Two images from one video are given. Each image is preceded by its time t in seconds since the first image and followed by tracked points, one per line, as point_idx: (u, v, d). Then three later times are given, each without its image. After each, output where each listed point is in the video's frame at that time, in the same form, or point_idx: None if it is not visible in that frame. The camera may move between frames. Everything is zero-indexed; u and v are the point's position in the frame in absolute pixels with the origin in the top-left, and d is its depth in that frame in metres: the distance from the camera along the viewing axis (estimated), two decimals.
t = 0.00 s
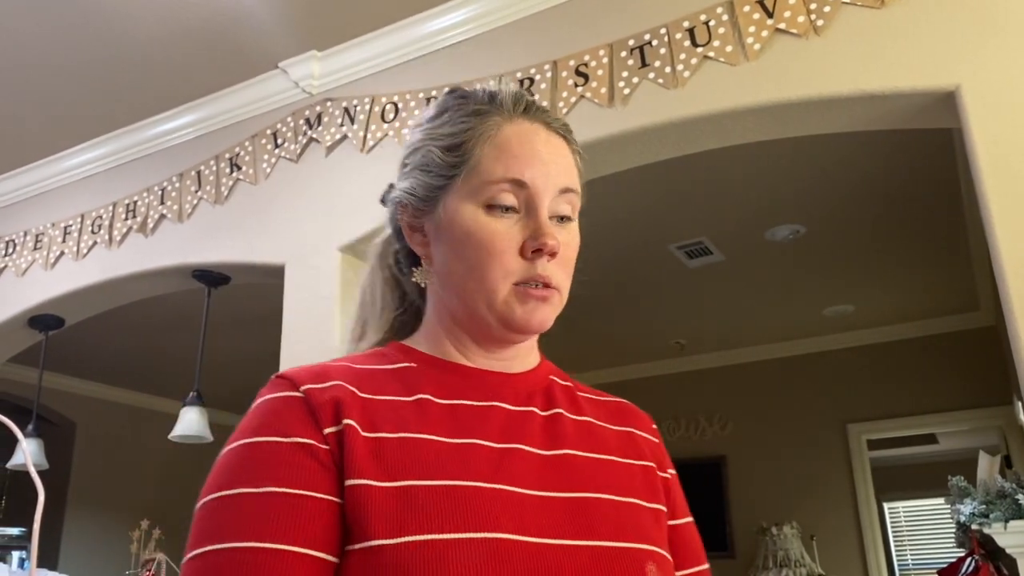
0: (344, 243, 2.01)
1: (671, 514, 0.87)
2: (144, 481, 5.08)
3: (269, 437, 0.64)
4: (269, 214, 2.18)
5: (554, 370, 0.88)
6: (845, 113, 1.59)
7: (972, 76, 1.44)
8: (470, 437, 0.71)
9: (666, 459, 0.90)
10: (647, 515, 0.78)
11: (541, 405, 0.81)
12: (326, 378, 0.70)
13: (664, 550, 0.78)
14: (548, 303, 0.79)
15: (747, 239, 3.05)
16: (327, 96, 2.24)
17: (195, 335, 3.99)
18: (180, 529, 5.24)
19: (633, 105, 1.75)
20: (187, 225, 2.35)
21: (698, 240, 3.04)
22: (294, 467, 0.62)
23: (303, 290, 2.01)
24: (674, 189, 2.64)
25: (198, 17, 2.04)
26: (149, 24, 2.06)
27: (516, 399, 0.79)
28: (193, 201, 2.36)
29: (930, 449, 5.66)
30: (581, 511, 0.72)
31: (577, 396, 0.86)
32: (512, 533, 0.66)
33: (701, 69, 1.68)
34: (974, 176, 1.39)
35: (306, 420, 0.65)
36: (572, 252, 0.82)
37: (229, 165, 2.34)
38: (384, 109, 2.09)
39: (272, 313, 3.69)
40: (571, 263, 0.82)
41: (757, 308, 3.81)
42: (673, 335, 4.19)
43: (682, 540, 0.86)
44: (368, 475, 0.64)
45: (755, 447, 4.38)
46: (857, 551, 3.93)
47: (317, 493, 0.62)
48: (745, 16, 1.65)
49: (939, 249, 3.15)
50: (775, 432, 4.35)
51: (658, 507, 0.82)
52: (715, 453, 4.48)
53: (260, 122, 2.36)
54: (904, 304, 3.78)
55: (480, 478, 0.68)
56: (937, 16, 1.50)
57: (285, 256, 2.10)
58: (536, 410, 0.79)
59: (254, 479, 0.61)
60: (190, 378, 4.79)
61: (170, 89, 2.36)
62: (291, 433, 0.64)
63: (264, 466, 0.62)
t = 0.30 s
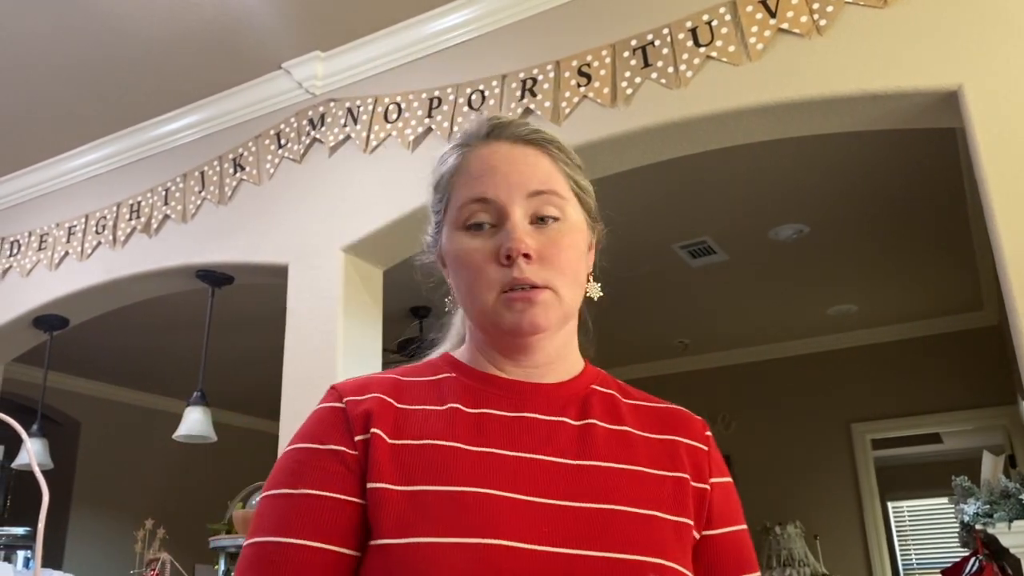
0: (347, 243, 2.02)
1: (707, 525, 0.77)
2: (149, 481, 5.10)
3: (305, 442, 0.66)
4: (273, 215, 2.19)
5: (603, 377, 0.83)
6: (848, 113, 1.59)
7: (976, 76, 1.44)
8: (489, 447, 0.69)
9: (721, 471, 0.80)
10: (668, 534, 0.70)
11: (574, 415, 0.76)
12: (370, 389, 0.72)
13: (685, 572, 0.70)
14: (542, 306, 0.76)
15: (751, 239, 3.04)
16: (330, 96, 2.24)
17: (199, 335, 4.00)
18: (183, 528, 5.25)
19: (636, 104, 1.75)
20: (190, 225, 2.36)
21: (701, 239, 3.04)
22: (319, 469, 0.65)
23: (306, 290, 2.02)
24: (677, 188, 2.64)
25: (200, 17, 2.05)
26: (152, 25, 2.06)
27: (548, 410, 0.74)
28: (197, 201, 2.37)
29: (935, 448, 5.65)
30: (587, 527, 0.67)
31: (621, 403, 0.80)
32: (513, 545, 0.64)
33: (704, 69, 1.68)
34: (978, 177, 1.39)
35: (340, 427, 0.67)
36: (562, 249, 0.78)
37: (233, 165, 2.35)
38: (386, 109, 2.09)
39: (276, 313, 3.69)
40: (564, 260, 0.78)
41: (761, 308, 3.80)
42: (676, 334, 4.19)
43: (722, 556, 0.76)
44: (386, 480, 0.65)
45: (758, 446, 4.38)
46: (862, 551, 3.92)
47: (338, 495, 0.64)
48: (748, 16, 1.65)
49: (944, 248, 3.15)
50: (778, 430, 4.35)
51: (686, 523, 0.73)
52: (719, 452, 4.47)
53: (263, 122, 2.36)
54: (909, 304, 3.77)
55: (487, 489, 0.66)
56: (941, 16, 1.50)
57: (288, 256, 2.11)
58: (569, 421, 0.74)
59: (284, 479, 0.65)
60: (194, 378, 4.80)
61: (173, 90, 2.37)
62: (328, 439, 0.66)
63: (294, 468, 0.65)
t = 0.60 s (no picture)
0: (352, 241, 2.02)
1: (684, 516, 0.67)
2: (154, 479, 5.11)
3: (285, 451, 0.75)
4: (279, 214, 2.19)
5: (588, 368, 0.78)
6: (853, 112, 1.59)
7: (982, 74, 1.44)
8: (435, 445, 0.70)
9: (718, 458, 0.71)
10: (611, 521, 0.64)
11: (536, 408, 0.72)
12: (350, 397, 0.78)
13: (632, 566, 0.63)
14: (441, 317, 0.71)
15: (756, 237, 3.04)
16: (335, 96, 2.24)
17: (204, 334, 4.01)
18: (189, 527, 5.26)
19: (641, 103, 1.75)
20: (196, 224, 2.37)
21: (706, 238, 3.04)
22: (286, 474, 0.73)
23: (312, 290, 2.02)
24: (682, 187, 2.64)
25: (206, 17, 2.05)
26: (158, 24, 2.07)
27: (501, 402, 0.73)
28: (202, 200, 2.37)
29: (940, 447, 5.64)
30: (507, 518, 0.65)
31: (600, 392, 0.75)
32: (430, 536, 0.64)
33: (709, 67, 1.68)
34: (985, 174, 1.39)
35: (309, 436, 0.74)
36: (449, 250, 0.72)
37: (238, 164, 2.35)
38: (391, 108, 2.10)
39: (281, 312, 3.70)
40: (452, 260, 0.71)
41: (766, 307, 3.80)
42: (681, 333, 4.19)
43: (698, 548, 0.66)
44: (332, 479, 0.70)
45: (763, 445, 4.37)
46: (867, 550, 3.92)
47: (290, 495, 0.71)
48: (753, 14, 1.65)
49: (948, 247, 3.14)
50: (783, 428, 4.34)
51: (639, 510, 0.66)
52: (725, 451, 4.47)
53: (269, 121, 2.36)
54: (914, 303, 3.77)
55: (419, 484, 0.67)
56: (946, 14, 1.49)
57: (293, 255, 2.11)
58: (528, 413, 0.72)
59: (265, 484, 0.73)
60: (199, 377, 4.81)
61: (178, 89, 2.37)
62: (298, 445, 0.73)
63: (273, 474, 0.74)
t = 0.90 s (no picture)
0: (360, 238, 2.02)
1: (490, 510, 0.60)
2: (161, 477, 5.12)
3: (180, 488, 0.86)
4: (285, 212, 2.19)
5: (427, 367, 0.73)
6: (858, 108, 1.59)
7: (989, 70, 1.43)
8: (263, 467, 0.75)
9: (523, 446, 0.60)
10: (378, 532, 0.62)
11: (360, 415, 0.72)
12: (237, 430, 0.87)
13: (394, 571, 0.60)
14: (254, 337, 0.77)
15: (762, 235, 3.04)
16: (341, 94, 2.25)
17: (211, 332, 4.02)
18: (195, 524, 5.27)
19: (646, 100, 1.75)
20: (202, 222, 2.37)
21: (711, 236, 3.04)
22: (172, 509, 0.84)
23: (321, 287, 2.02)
24: (688, 184, 2.64)
25: (213, 15, 2.06)
26: (165, 23, 2.08)
27: (336, 417, 0.74)
28: (209, 199, 2.38)
29: (946, 446, 5.63)
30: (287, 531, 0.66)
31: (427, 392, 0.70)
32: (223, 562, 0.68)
33: (715, 64, 1.68)
34: (994, 171, 1.39)
35: (197, 472, 0.85)
36: (255, 275, 0.77)
37: (245, 162, 2.36)
38: (397, 106, 2.10)
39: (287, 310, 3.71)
40: (256, 283, 0.77)
41: (771, 305, 3.80)
42: (686, 331, 4.19)
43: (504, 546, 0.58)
44: (186, 511, 0.79)
45: (769, 443, 4.37)
46: (873, 548, 3.92)
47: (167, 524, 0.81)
48: (760, 11, 1.65)
49: (954, 245, 3.14)
50: (788, 426, 4.34)
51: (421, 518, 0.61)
52: (730, 449, 4.46)
53: (275, 120, 2.37)
54: (919, 300, 3.76)
55: (237, 510, 0.71)
56: (953, 9, 1.49)
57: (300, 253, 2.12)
58: (357, 422, 0.71)
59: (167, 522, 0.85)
60: (205, 375, 4.82)
61: (183, 88, 2.38)
62: (216, 464, 0.84)
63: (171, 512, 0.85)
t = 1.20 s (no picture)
0: (366, 236, 2.03)
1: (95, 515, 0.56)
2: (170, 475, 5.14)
3: None
4: (289, 210, 2.21)
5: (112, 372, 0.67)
6: (864, 105, 1.59)
7: (995, 67, 1.43)
8: None
9: (135, 446, 0.58)
10: None
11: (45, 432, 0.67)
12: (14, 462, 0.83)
13: None
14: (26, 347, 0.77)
15: (768, 232, 3.03)
16: (347, 92, 2.25)
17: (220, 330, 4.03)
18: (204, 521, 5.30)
19: (651, 98, 1.75)
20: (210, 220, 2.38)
21: (718, 233, 3.03)
22: None
23: (330, 285, 2.04)
24: (694, 182, 2.63)
25: (219, 14, 2.06)
26: (171, 23, 2.09)
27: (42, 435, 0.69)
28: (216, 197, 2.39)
29: (954, 443, 5.61)
30: None
31: (90, 395, 0.65)
32: None
33: (722, 62, 1.68)
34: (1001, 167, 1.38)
35: None
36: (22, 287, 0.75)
37: (252, 160, 2.36)
38: (403, 103, 2.10)
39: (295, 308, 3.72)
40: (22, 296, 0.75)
41: (776, 302, 3.79)
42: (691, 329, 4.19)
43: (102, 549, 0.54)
44: None
45: (774, 441, 4.36)
46: (880, 547, 3.92)
47: None
48: (766, 8, 1.64)
49: (960, 242, 3.13)
50: (794, 425, 4.33)
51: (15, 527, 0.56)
52: (736, 447, 4.46)
53: (282, 117, 2.37)
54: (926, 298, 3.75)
55: None
56: (960, 6, 1.48)
57: (306, 251, 2.13)
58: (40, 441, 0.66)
59: None
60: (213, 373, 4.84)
61: (188, 87, 2.38)
62: None
63: None
